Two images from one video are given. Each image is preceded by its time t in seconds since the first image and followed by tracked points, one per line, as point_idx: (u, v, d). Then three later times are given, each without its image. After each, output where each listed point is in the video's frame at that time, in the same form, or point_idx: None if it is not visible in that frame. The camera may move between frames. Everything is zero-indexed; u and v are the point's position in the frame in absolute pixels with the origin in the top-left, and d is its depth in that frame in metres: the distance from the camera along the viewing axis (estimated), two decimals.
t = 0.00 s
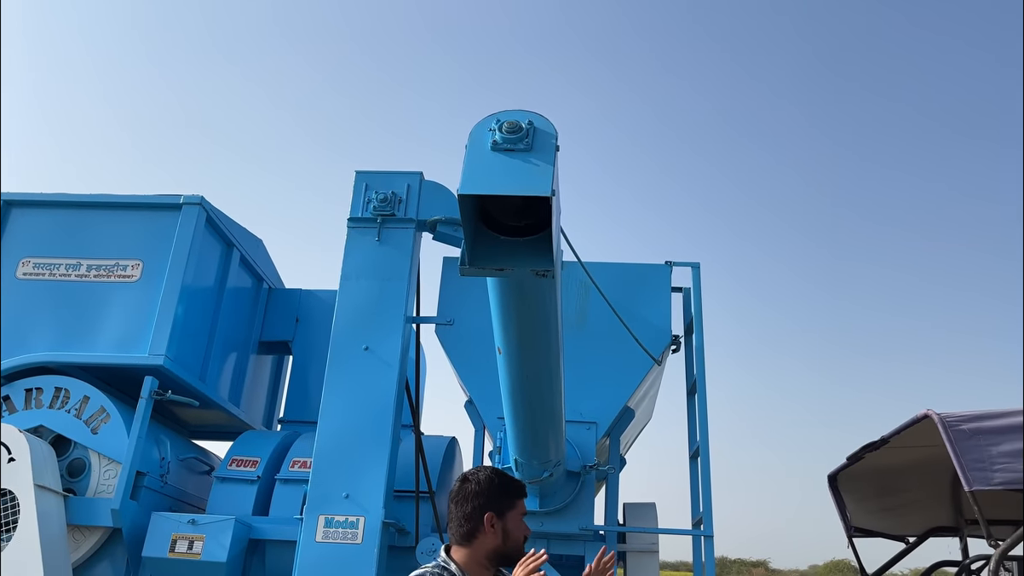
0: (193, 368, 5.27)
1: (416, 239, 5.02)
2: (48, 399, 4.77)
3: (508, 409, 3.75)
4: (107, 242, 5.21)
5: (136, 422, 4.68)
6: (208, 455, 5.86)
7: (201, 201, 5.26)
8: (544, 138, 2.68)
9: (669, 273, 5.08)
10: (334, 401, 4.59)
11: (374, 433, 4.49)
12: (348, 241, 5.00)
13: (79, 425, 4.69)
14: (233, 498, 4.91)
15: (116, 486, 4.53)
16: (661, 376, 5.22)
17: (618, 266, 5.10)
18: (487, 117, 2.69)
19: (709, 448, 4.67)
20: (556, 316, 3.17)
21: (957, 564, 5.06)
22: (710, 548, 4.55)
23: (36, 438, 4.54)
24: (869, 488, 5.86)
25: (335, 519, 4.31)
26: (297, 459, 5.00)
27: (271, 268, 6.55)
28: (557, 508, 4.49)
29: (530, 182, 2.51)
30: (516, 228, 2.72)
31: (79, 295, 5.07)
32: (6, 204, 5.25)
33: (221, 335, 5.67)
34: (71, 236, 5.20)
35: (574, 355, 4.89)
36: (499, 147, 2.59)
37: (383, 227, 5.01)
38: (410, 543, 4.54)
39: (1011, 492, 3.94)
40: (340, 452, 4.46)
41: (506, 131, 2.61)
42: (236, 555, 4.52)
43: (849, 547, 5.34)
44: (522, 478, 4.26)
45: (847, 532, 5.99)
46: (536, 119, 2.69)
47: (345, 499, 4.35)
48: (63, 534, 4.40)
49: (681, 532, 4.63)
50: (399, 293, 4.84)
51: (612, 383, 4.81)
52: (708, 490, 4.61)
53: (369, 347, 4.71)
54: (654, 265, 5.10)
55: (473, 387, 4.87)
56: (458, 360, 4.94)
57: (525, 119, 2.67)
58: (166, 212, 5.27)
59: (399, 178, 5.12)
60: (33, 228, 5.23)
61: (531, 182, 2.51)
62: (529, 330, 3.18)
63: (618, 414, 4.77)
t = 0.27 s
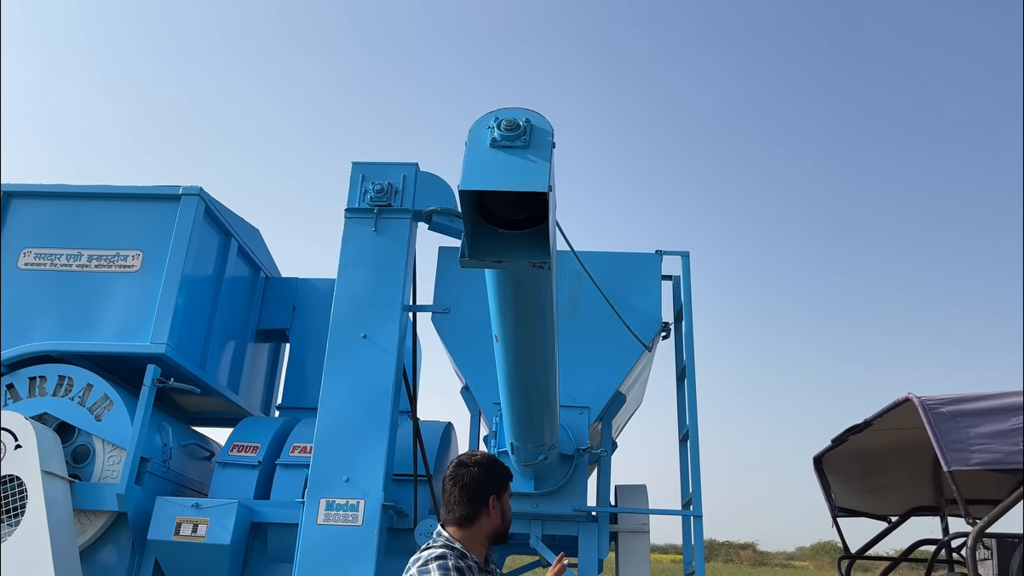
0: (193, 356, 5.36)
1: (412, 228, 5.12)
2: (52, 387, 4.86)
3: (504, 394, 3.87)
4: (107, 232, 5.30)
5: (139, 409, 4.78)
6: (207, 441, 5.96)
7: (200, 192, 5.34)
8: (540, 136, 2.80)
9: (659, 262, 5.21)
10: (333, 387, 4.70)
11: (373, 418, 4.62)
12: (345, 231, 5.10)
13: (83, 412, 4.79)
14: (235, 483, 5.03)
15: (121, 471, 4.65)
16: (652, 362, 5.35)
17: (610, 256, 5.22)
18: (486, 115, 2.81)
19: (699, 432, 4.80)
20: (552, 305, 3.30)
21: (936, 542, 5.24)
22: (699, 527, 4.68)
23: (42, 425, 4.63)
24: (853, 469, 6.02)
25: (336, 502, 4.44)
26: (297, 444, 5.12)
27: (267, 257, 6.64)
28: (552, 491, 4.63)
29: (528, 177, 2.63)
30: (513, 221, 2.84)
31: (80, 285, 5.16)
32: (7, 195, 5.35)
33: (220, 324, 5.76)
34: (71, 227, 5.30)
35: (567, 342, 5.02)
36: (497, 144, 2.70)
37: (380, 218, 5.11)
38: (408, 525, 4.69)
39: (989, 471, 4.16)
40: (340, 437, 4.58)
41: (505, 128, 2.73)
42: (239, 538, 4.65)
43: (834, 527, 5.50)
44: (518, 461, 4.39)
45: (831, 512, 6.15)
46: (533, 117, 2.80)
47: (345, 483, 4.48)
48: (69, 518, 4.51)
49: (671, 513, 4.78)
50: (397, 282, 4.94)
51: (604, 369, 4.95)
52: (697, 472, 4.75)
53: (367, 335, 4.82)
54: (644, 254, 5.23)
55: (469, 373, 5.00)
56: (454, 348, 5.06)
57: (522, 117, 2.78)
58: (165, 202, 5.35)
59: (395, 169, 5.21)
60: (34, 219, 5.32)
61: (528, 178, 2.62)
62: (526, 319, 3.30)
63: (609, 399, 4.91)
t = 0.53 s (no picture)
0: (198, 337, 5.49)
1: (412, 212, 5.25)
2: (62, 367, 4.98)
3: (506, 371, 4.03)
4: (113, 216, 5.41)
5: (149, 389, 4.93)
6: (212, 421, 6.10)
7: (204, 177, 5.45)
8: (542, 125, 2.94)
9: (653, 244, 5.36)
10: (338, 367, 4.85)
11: (377, 396, 4.77)
12: (347, 214, 5.23)
13: (94, 392, 4.92)
14: (242, 459, 5.18)
15: (133, 449, 4.79)
16: (646, 341, 5.52)
17: (605, 238, 5.37)
18: (491, 105, 2.94)
19: (691, 407, 4.98)
20: (552, 286, 3.45)
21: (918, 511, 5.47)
22: (690, 498, 4.84)
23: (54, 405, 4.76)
24: (839, 443, 6.23)
25: (342, 477, 4.60)
26: (302, 422, 5.27)
27: (267, 240, 6.75)
28: (550, 464, 4.82)
29: (531, 166, 2.77)
30: (516, 207, 2.99)
31: (87, 269, 5.28)
32: (12, 180, 5.44)
33: (224, 306, 5.89)
34: (77, 211, 5.42)
35: (564, 322, 5.17)
36: (502, 133, 2.84)
37: (381, 201, 5.24)
38: (412, 499, 4.87)
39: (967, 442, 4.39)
40: (345, 414, 4.74)
41: (509, 118, 2.86)
42: (248, 512, 4.83)
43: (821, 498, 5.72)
44: (518, 436, 4.57)
45: (818, 484, 6.35)
46: (536, 107, 2.95)
47: (351, 458, 4.64)
48: (82, 494, 4.64)
49: (664, 485, 4.97)
50: (398, 264, 5.08)
51: (599, 347, 5.11)
52: (689, 446, 4.92)
53: (370, 316, 4.97)
54: (638, 236, 5.38)
55: (469, 353, 5.15)
56: (455, 328, 5.21)
57: (526, 107, 2.92)
58: (169, 187, 5.46)
59: (395, 154, 5.33)
60: (40, 203, 5.42)
61: (532, 166, 2.77)
62: (527, 299, 3.45)
63: (605, 376, 5.07)
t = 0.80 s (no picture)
0: (203, 316, 5.62)
1: (411, 194, 5.39)
2: (71, 346, 5.12)
3: (505, 347, 4.20)
4: (118, 199, 5.53)
5: (157, 367, 5.08)
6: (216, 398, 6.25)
7: (206, 160, 5.57)
8: (542, 112, 3.08)
9: (645, 225, 5.53)
10: (341, 345, 5.01)
11: (379, 373, 4.94)
12: (347, 197, 5.36)
13: (103, 370, 5.07)
14: (248, 435, 5.35)
15: (143, 425, 4.95)
16: (638, 319, 5.70)
17: (598, 219, 5.53)
18: (493, 93, 3.08)
19: (681, 382, 5.18)
20: (550, 266, 3.61)
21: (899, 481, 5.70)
22: (681, 469, 5.03)
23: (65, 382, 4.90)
24: (824, 417, 6.46)
25: (347, 451, 4.77)
26: (305, 399, 5.44)
27: (267, 222, 6.87)
28: (546, 437, 5.01)
29: (532, 152, 2.92)
30: (517, 191, 3.13)
31: (94, 250, 5.41)
32: (17, 163, 5.54)
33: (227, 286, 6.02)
34: (82, 195, 5.54)
35: (559, 301, 5.34)
36: (504, 121, 2.99)
37: (381, 184, 5.37)
38: (413, 472, 5.06)
39: (946, 414, 4.55)
40: (349, 391, 4.91)
41: (510, 106, 3.01)
42: (255, 485, 5.00)
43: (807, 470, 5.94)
44: (516, 410, 4.75)
45: (804, 457, 6.57)
46: (536, 95, 3.09)
47: (355, 433, 4.82)
48: (95, 469, 4.78)
49: (656, 457, 5.17)
50: (398, 245, 5.23)
51: (594, 324, 5.29)
52: (679, 419, 5.12)
53: (371, 296, 5.12)
54: (631, 217, 5.54)
55: (468, 331, 5.32)
56: (453, 307, 5.37)
57: (526, 95, 3.07)
58: (172, 170, 5.59)
59: (394, 137, 5.46)
60: (46, 186, 5.53)
61: (533, 152, 2.92)
62: (526, 279, 3.61)
63: (599, 352, 5.26)
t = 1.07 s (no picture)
0: (206, 297, 5.71)
1: (411, 176, 5.47)
2: (77, 326, 5.21)
3: (505, 326, 4.30)
4: (120, 182, 5.60)
5: (162, 347, 5.18)
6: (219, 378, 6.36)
7: (208, 142, 5.64)
8: (542, 98, 3.16)
9: (641, 206, 5.61)
10: (343, 325, 5.11)
11: (381, 352, 5.05)
12: (348, 179, 5.43)
13: (110, 349, 5.16)
14: (252, 413, 5.47)
15: (150, 403, 5.06)
16: (634, 298, 5.81)
17: (595, 200, 5.62)
18: (493, 79, 3.16)
19: (676, 360, 5.30)
20: (548, 248, 3.71)
21: (888, 456, 5.86)
22: (676, 444, 5.17)
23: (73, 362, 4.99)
24: (817, 393, 6.59)
25: (350, 428, 4.89)
26: (308, 377, 5.55)
27: (267, 204, 6.94)
28: (544, 413, 5.14)
29: (532, 137, 3.00)
30: (518, 174, 3.22)
31: (97, 232, 5.49)
32: (20, 147, 5.62)
33: (229, 267, 6.10)
34: (85, 177, 5.61)
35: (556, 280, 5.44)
36: (504, 106, 3.07)
37: (381, 165, 5.45)
38: (415, 448, 5.20)
39: (934, 388, 4.67)
40: (351, 369, 5.02)
41: (511, 92, 3.09)
42: (260, 462, 5.13)
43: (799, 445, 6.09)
44: (515, 387, 4.86)
45: (796, 432, 6.71)
46: (535, 81, 3.17)
47: (358, 411, 4.93)
48: (104, 447, 4.89)
49: (651, 432, 5.31)
50: (398, 226, 5.32)
51: (591, 304, 5.40)
52: (674, 396, 5.24)
53: (373, 277, 5.21)
54: (627, 198, 5.62)
55: (467, 310, 5.42)
56: (453, 287, 5.47)
57: (526, 81, 3.15)
58: (174, 153, 5.66)
59: (393, 120, 5.52)
60: (49, 170, 5.61)
61: (533, 137, 3.00)
62: (526, 260, 3.71)
63: (596, 331, 5.37)
